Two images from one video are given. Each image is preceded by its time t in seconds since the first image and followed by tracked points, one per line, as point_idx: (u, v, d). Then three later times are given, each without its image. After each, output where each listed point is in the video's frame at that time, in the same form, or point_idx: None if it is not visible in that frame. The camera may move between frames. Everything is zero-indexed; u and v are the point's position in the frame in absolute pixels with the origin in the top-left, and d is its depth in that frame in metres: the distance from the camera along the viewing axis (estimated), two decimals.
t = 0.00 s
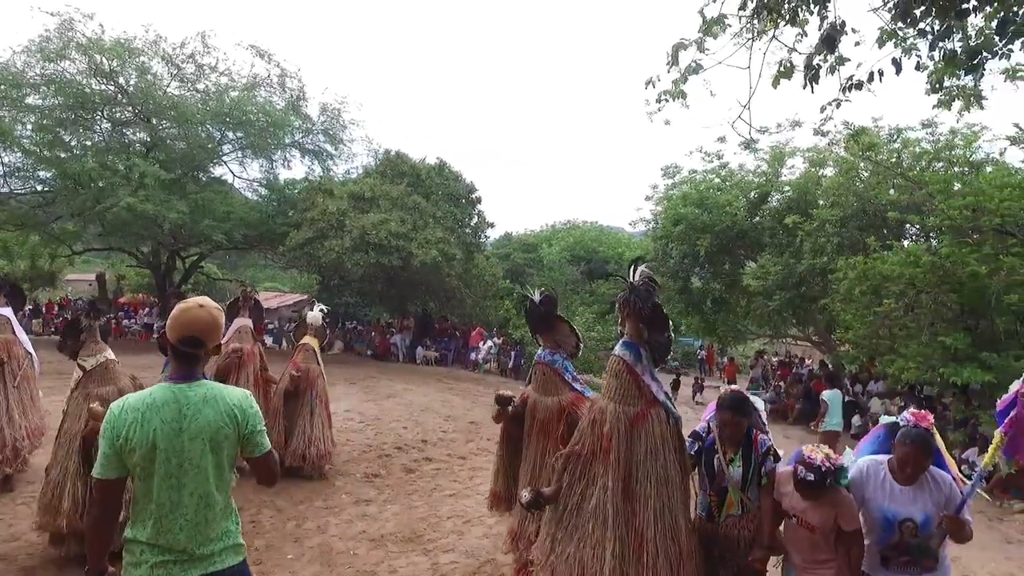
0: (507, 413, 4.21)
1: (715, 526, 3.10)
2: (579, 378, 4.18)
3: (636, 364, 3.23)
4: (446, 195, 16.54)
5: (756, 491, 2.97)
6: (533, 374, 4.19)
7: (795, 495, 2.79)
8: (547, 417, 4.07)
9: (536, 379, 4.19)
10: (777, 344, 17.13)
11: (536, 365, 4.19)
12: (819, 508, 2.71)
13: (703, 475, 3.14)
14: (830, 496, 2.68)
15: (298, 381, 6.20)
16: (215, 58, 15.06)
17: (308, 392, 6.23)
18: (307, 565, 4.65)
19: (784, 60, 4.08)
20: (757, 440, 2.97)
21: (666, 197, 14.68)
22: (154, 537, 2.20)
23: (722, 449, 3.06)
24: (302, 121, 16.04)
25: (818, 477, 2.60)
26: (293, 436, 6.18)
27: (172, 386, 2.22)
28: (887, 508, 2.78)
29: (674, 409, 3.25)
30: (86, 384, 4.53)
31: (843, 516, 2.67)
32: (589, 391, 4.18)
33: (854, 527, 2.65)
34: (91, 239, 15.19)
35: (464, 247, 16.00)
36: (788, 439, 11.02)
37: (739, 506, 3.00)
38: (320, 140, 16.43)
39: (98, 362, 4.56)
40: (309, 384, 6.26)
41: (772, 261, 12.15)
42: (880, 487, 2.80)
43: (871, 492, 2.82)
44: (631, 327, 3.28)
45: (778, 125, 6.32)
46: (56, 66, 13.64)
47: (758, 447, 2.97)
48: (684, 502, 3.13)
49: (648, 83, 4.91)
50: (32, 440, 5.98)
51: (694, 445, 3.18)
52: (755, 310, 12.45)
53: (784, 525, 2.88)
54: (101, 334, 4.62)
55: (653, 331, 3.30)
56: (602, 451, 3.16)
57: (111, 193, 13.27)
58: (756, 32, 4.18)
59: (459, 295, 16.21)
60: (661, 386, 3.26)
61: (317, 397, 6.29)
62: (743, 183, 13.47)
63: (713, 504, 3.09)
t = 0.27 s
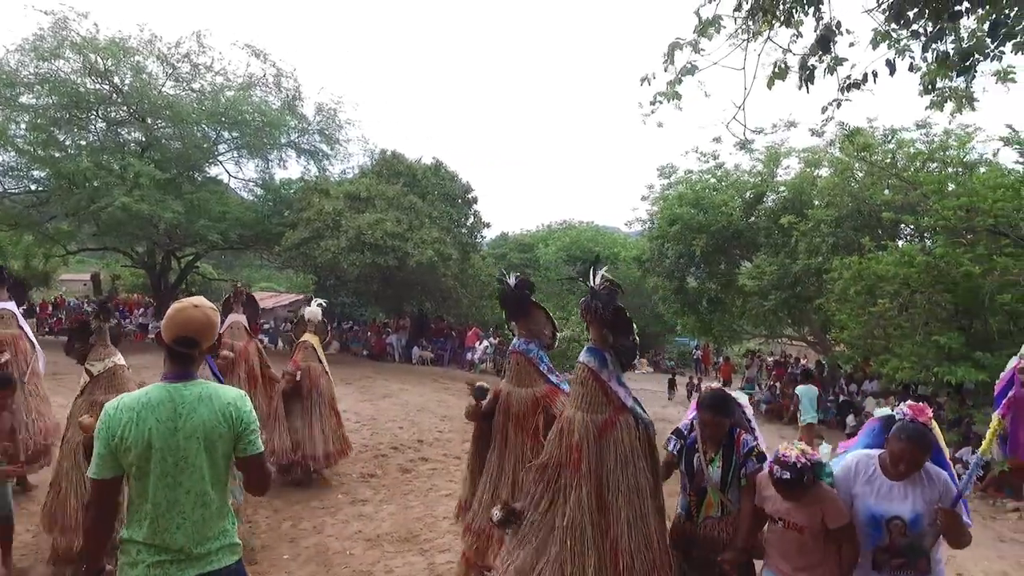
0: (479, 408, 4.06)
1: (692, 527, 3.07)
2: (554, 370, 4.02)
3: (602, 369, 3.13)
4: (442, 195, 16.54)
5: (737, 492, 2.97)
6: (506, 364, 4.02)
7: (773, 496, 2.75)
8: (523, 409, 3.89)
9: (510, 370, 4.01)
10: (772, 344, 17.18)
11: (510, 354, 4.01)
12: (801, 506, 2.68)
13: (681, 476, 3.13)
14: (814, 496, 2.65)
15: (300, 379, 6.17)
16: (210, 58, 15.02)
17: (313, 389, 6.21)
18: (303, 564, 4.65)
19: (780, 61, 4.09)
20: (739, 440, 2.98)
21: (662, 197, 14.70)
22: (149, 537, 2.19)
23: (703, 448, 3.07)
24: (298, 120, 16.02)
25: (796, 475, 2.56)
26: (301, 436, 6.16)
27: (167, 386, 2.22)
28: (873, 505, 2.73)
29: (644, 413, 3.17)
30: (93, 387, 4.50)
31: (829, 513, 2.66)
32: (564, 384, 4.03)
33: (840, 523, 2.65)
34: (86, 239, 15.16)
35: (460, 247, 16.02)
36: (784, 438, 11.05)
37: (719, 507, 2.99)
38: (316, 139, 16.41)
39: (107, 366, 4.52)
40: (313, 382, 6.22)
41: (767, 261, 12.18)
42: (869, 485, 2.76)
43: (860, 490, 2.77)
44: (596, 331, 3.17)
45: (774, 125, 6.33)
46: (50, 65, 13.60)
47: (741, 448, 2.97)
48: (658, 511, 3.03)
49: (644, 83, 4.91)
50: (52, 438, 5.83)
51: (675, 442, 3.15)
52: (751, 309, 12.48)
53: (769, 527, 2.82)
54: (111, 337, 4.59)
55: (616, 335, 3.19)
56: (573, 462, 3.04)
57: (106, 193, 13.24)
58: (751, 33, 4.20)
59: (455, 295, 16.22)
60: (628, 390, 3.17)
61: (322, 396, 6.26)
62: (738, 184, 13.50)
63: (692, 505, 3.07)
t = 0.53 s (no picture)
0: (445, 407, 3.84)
1: (679, 537, 3.01)
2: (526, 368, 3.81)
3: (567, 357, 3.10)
4: (440, 195, 16.54)
5: (721, 501, 2.90)
6: (475, 361, 3.78)
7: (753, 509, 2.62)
8: (494, 408, 3.64)
9: (478, 366, 3.77)
10: (770, 343, 17.22)
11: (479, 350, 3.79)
12: (778, 514, 2.53)
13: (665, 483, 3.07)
14: (783, 503, 2.51)
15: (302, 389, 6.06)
16: (208, 57, 14.99)
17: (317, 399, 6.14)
18: (301, 565, 4.65)
19: (778, 61, 4.09)
20: (724, 444, 2.87)
21: (659, 196, 14.71)
22: (144, 539, 2.19)
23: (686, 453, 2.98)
24: (296, 120, 16.01)
25: (752, 475, 2.45)
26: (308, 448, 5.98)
27: (161, 387, 2.21)
28: (874, 527, 2.51)
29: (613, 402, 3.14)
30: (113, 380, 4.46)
31: (805, 522, 2.48)
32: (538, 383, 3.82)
33: (819, 534, 2.45)
34: (84, 239, 15.14)
35: (458, 246, 16.04)
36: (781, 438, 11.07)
37: (705, 516, 2.93)
38: (313, 139, 16.40)
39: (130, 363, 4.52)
40: (315, 391, 6.14)
41: (764, 261, 12.20)
42: (865, 501, 2.55)
43: (855, 507, 2.56)
44: (560, 320, 3.16)
45: (771, 125, 6.34)
46: (47, 64, 13.57)
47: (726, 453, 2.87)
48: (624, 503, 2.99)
49: (642, 83, 4.91)
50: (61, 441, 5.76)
51: (655, 446, 3.06)
52: (748, 309, 12.50)
53: (749, 541, 2.65)
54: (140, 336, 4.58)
55: (581, 323, 3.17)
56: (538, 452, 2.99)
57: (103, 192, 13.22)
58: (749, 33, 4.20)
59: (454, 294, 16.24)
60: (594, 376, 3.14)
61: (325, 404, 6.18)
62: (736, 184, 13.52)
63: (676, 514, 3.01)
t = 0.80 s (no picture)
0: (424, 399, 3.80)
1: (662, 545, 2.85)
2: (510, 361, 3.72)
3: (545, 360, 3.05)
4: (439, 195, 16.55)
5: (706, 508, 2.71)
6: (458, 354, 3.69)
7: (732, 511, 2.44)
8: (476, 402, 3.55)
9: (461, 361, 3.68)
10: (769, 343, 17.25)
11: (462, 342, 3.69)
12: (756, 516, 2.36)
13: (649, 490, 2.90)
14: (760, 505, 2.35)
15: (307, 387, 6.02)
16: (207, 57, 14.97)
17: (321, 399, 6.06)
18: (300, 565, 4.65)
19: (779, 60, 4.09)
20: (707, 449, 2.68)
21: (658, 197, 14.71)
22: (142, 542, 2.19)
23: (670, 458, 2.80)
24: (295, 119, 16.01)
25: (719, 471, 2.30)
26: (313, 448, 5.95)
27: (160, 390, 2.21)
28: (860, 529, 2.35)
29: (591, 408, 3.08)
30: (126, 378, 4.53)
31: (787, 523, 2.29)
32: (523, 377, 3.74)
33: (803, 534, 2.27)
34: (83, 239, 15.12)
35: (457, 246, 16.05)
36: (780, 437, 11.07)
37: (688, 525, 2.77)
38: (312, 139, 16.38)
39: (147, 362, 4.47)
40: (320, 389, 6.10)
41: (763, 261, 12.21)
42: (856, 501, 2.39)
43: (844, 506, 2.40)
44: (540, 321, 3.11)
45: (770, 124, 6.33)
46: (46, 64, 13.55)
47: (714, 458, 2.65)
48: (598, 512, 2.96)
49: (643, 83, 4.92)
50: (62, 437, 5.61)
51: (642, 452, 2.92)
52: (747, 309, 12.51)
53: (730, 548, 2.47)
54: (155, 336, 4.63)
55: (561, 325, 3.13)
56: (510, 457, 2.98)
57: (102, 192, 13.21)
58: (749, 33, 4.20)
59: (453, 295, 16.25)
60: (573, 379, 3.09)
61: (330, 402, 6.15)
62: (735, 184, 13.52)
63: (661, 521, 2.86)
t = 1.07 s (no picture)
0: (411, 406, 3.69)
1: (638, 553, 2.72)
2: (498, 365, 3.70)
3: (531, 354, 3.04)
4: (438, 196, 16.56)
5: (689, 512, 2.59)
6: (444, 356, 3.69)
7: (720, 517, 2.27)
8: (461, 406, 3.54)
9: (448, 363, 3.68)
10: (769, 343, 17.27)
11: (450, 344, 3.69)
12: (744, 523, 2.19)
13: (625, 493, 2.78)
14: (749, 512, 2.18)
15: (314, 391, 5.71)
16: (206, 57, 14.97)
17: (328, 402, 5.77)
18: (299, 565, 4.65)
19: (778, 60, 4.10)
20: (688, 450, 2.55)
21: (658, 197, 14.72)
22: (139, 542, 2.19)
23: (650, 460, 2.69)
24: (295, 119, 16.01)
25: (705, 475, 2.16)
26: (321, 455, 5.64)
27: (159, 389, 2.21)
28: (841, 535, 2.25)
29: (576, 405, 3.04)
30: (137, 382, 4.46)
31: (775, 536, 2.12)
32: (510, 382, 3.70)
33: (794, 551, 2.08)
34: (82, 239, 15.11)
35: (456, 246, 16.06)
36: (780, 437, 11.07)
37: (665, 530, 2.63)
38: (311, 139, 16.38)
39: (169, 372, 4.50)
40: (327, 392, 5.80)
41: (763, 261, 12.21)
42: (839, 505, 2.29)
43: (825, 512, 2.31)
44: (530, 314, 3.11)
45: (770, 124, 6.33)
46: (45, 64, 13.56)
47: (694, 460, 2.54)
48: (578, 514, 2.91)
49: (642, 83, 4.93)
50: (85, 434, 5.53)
51: (619, 454, 2.78)
52: (747, 309, 12.51)
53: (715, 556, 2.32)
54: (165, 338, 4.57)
55: (551, 320, 3.11)
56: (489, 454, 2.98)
57: (102, 192, 13.20)
58: (748, 33, 4.21)
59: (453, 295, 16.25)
60: (558, 375, 3.06)
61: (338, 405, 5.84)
62: (735, 184, 13.53)
63: (637, 527, 2.72)
